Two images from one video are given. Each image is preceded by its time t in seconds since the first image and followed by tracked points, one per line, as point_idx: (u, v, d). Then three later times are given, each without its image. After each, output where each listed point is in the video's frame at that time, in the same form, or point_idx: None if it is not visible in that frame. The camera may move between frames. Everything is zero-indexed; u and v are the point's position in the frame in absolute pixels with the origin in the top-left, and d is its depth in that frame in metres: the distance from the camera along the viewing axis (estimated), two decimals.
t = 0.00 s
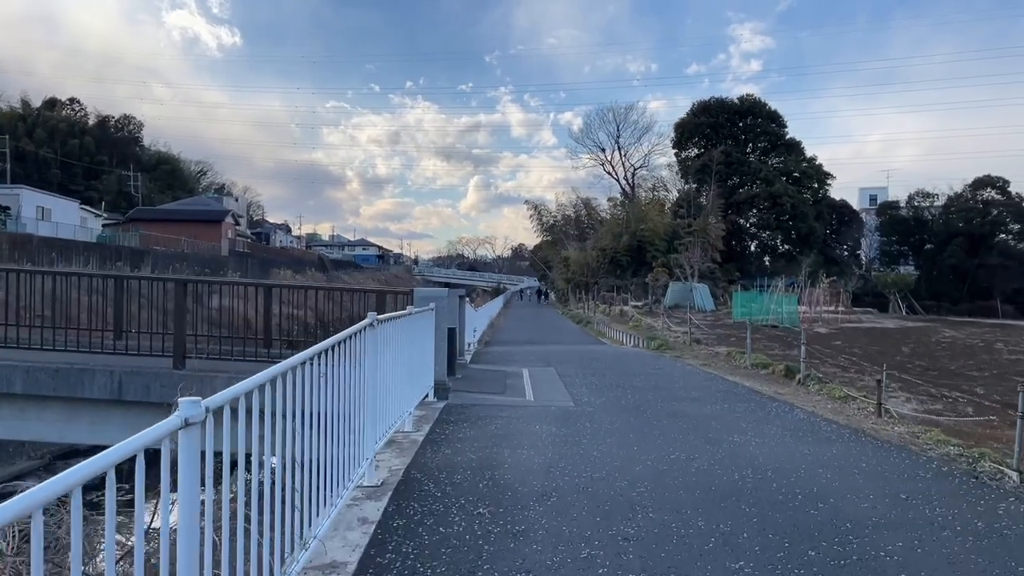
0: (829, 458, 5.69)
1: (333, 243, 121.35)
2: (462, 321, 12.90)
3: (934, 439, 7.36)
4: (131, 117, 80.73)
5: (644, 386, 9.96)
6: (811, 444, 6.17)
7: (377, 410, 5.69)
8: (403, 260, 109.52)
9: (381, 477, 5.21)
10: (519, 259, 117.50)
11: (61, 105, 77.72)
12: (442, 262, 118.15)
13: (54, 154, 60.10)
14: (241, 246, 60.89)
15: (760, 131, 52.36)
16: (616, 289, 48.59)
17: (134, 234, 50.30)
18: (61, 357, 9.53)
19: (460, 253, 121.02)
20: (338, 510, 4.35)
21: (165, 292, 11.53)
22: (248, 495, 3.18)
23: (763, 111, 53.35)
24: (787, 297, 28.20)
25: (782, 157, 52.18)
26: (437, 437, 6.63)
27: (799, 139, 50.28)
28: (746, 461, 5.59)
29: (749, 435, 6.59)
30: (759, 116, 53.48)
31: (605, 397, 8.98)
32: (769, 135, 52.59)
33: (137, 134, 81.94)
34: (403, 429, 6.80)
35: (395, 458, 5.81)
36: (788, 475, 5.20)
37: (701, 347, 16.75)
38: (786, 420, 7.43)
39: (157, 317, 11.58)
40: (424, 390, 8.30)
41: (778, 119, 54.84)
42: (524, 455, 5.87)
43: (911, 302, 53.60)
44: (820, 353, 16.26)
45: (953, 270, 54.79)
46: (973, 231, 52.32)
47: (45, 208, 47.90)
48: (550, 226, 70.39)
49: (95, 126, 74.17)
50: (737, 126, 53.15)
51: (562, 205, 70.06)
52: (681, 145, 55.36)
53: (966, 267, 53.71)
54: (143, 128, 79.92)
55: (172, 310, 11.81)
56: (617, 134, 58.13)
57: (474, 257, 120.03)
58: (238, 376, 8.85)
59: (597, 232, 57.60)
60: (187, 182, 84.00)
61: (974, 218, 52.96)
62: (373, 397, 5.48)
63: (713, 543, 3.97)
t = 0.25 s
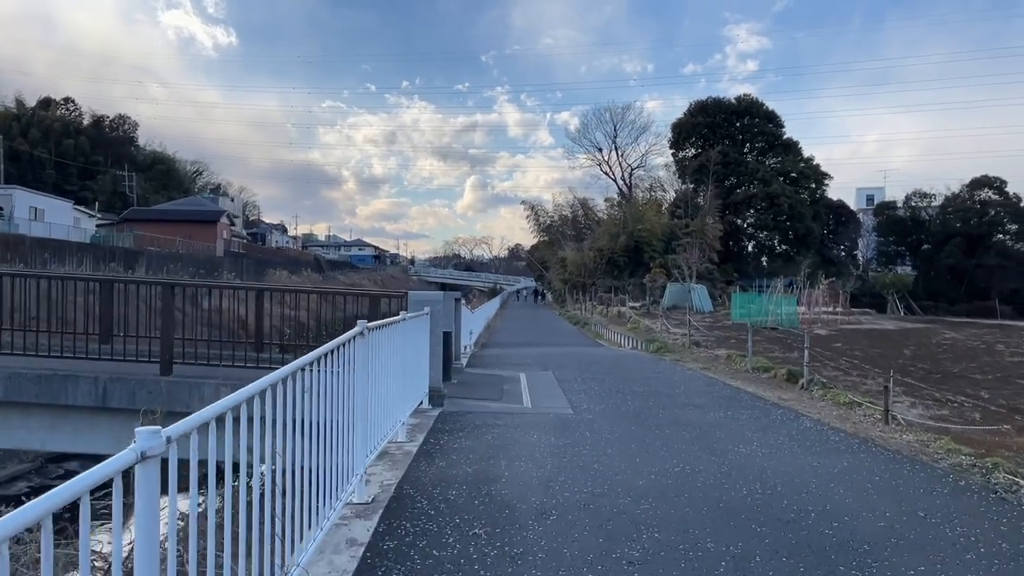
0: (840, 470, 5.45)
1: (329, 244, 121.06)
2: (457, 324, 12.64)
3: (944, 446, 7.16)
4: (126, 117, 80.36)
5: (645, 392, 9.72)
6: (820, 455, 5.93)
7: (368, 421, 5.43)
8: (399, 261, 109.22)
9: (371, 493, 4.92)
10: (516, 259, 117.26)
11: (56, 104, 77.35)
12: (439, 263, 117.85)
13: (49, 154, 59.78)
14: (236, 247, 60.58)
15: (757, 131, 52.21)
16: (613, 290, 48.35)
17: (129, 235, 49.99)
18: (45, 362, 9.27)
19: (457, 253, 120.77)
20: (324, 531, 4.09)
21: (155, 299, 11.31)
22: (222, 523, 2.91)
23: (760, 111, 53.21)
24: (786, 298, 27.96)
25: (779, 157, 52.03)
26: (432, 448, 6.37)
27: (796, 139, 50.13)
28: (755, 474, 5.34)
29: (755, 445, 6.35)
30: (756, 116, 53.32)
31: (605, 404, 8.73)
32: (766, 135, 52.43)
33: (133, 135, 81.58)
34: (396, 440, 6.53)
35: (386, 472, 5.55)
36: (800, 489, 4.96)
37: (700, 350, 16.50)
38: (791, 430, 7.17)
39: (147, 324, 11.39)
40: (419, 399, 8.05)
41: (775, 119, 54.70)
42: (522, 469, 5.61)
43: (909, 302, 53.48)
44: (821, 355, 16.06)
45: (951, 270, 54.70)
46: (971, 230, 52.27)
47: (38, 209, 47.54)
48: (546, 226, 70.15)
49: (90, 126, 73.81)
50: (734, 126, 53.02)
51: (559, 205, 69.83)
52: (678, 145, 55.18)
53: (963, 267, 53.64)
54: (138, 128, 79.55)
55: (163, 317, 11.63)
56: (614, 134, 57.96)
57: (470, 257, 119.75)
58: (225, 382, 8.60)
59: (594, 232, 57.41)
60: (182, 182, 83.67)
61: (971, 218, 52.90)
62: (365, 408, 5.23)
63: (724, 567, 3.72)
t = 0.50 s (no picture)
0: (851, 485, 5.24)
1: (326, 244, 120.54)
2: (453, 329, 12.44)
3: (953, 457, 6.98)
4: (121, 116, 79.90)
5: (646, 398, 9.51)
6: (827, 469, 5.72)
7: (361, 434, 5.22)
8: (396, 261, 108.80)
9: (361, 513, 4.69)
10: (513, 259, 116.89)
11: (50, 104, 76.88)
12: (435, 263, 117.45)
13: (43, 153, 59.37)
14: (232, 247, 60.19)
15: (754, 131, 52.05)
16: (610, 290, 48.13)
17: (123, 235, 49.64)
18: (30, 369, 9.01)
19: (453, 253, 120.31)
20: (311, 555, 3.88)
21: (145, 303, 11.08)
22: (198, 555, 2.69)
23: (758, 111, 53.04)
24: (784, 299, 27.74)
25: (776, 157, 51.86)
26: (427, 461, 6.16)
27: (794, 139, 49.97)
28: (763, 491, 5.14)
29: (761, 457, 6.15)
30: (754, 116, 53.15)
31: (604, 412, 8.52)
32: (763, 135, 52.27)
33: (128, 134, 81.06)
34: (389, 452, 6.32)
35: (378, 488, 5.34)
36: (809, 508, 4.77)
37: (699, 353, 16.26)
38: (797, 439, 6.96)
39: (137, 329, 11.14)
40: (413, 407, 7.84)
41: (772, 119, 54.53)
42: (519, 485, 5.41)
43: (907, 303, 53.35)
44: (821, 359, 15.85)
45: (948, 270, 54.59)
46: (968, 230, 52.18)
47: (31, 209, 47.11)
48: (543, 226, 69.88)
49: (84, 125, 73.38)
50: (732, 126, 52.84)
51: (556, 204, 69.56)
52: (675, 145, 54.97)
53: (960, 267, 53.53)
54: (133, 128, 79.07)
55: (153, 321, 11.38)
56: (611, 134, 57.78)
57: (467, 257, 119.52)
58: (215, 391, 8.34)
59: (591, 232, 57.19)
60: (178, 182, 83.21)
61: (968, 218, 52.80)
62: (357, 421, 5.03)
63: None
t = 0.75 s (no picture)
0: (863, 496, 5.03)
1: (324, 245, 120.13)
2: (449, 330, 12.19)
3: (964, 463, 6.77)
4: (119, 116, 79.59)
5: (646, 402, 9.29)
6: (837, 477, 5.50)
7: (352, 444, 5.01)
8: (394, 261, 108.43)
9: (350, 527, 4.46)
10: (511, 259, 116.53)
11: (47, 103, 76.53)
12: (433, 263, 117.10)
13: (40, 153, 59.06)
14: (229, 247, 59.90)
15: (753, 131, 51.86)
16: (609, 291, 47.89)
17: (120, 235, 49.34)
18: (14, 371, 8.77)
19: (451, 254, 119.95)
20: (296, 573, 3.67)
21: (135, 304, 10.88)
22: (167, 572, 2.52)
23: (757, 111, 52.84)
24: (784, 300, 27.49)
25: (775, 157, 51.66)
26: (421, 469, 5.91)
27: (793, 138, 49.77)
28: (771, 502, 4.93)
29: (767, 465, 5.93)
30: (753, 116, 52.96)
31: (604, 416, 8.27)
32: (762, 135, 52.08)
33: (125, 134, 80.70)
34: (380, 459, 6.09)
35: (369, 499, 5.08)
36: (822, 520, 4.54)
37: (700, 354, 16.02)
38: (805, 446, 6.72)
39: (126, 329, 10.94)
40: (407, 411, 7.62)
41: (771, 119, 54.33)
42: (517, 495, 5.17)
43: (906, 303, 53.15)
44: (823, 360, 15.62)
45: (947, 270, 54.39)
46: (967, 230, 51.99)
47: (27, 209, 46.78)
48: (542, 226, 69.62)
49: (81, 125, 73.05)
50: (730, 126, 52.65)
51: (555, 204, 69.29)
52: (674, 144, 54.75)
53: (959, 267, 53.34)
54: (131, 128, 78.77)
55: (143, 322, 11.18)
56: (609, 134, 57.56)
57: (466, 257, 119.25)
58: (203, 394, 8.12)
59: (589, 232, 56.97)
60: (175, 182, 82.84)
61: (967, 217, 52.62)
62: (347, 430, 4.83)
63: None
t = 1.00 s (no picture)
0: (875, 510, 4.80)
1: (322, 245, 119.80)
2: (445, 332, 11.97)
3: (975, 471, 6.55)
4: (116, 116, 79.25)
5: (646, 406, 9.06)
6: (846, 488, 5.29)
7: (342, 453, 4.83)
8: (393, 261, 108.08)
9: (334, 545, 4.22)
10: (510, 259, 116.22)
11: (44, 103, 76.19)
12: (432, 263, 116.77)
13: (37, 153, 58.77)
14: (226, 248, 59.61)
15: (752, 130, 51.65)
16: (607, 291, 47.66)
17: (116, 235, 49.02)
18: None
19: (450, 253, 119.63)
20: None
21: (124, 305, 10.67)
22: None
23: (756, 110, 52.61)
24: (784, 300, 27.23)
25: (774, 156, 51.44)
26: (413, 480, 5.67)
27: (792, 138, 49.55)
28: (779, 516, 4.71)
29: (774, 475, 5.69)
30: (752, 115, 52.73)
31: (603, 422, 8.02)
32: (761, 134, 51.88)
33: (123, 134, 80.33)
34: (370, 469, 5.85)
35: (357, 513, 4.85)
36: (832, 537, 4.30)
37: (700, 356, 15.78)
38: (811, 453, 6.49)
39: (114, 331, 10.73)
40: (401, 417, 7.41)
41: (770, 119, 54.11)
42: (512, 508, 4.94)
43: (906, 303, 52.93)
44: (825, 362, 15.38)
45: (946, 270, 54.18)
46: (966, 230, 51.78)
47: (23, 209, 46.45)
48: (540, 226, 69.36)
49: (78, 125, 72.71)
50: (729, 125, 52.43)
51: (553, 204, 69.05)
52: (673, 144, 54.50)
53: (959, 267, 53.13)
54: (129, 127, 78.44)
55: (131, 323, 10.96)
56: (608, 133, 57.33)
57: (464, 256, 118.90)
58: (188, 399, 7.90)
59: (587, 232, 56.73)
60: (173, 182, 82.49)
61: (967, 217, 52.40)
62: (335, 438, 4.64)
63: None
